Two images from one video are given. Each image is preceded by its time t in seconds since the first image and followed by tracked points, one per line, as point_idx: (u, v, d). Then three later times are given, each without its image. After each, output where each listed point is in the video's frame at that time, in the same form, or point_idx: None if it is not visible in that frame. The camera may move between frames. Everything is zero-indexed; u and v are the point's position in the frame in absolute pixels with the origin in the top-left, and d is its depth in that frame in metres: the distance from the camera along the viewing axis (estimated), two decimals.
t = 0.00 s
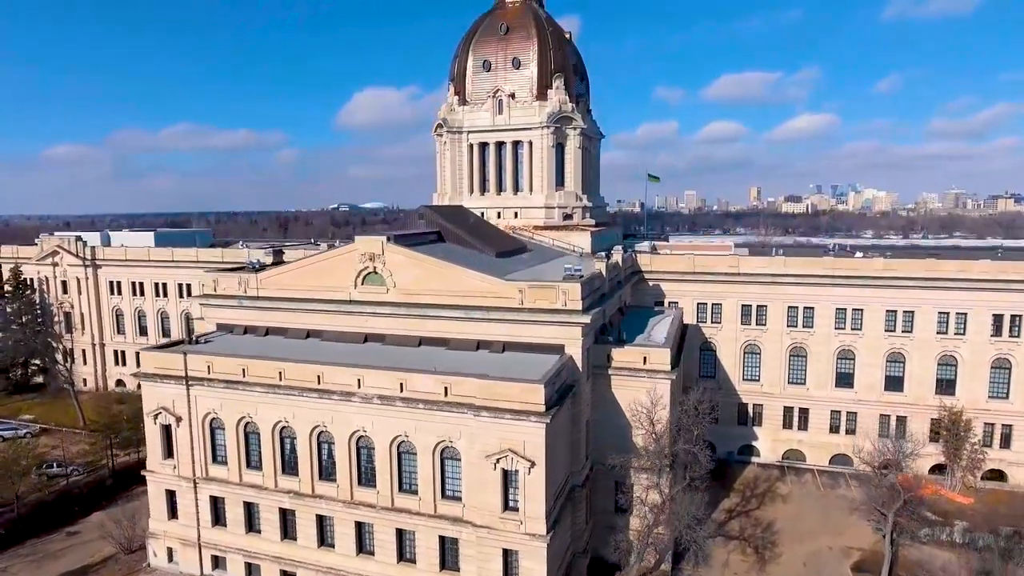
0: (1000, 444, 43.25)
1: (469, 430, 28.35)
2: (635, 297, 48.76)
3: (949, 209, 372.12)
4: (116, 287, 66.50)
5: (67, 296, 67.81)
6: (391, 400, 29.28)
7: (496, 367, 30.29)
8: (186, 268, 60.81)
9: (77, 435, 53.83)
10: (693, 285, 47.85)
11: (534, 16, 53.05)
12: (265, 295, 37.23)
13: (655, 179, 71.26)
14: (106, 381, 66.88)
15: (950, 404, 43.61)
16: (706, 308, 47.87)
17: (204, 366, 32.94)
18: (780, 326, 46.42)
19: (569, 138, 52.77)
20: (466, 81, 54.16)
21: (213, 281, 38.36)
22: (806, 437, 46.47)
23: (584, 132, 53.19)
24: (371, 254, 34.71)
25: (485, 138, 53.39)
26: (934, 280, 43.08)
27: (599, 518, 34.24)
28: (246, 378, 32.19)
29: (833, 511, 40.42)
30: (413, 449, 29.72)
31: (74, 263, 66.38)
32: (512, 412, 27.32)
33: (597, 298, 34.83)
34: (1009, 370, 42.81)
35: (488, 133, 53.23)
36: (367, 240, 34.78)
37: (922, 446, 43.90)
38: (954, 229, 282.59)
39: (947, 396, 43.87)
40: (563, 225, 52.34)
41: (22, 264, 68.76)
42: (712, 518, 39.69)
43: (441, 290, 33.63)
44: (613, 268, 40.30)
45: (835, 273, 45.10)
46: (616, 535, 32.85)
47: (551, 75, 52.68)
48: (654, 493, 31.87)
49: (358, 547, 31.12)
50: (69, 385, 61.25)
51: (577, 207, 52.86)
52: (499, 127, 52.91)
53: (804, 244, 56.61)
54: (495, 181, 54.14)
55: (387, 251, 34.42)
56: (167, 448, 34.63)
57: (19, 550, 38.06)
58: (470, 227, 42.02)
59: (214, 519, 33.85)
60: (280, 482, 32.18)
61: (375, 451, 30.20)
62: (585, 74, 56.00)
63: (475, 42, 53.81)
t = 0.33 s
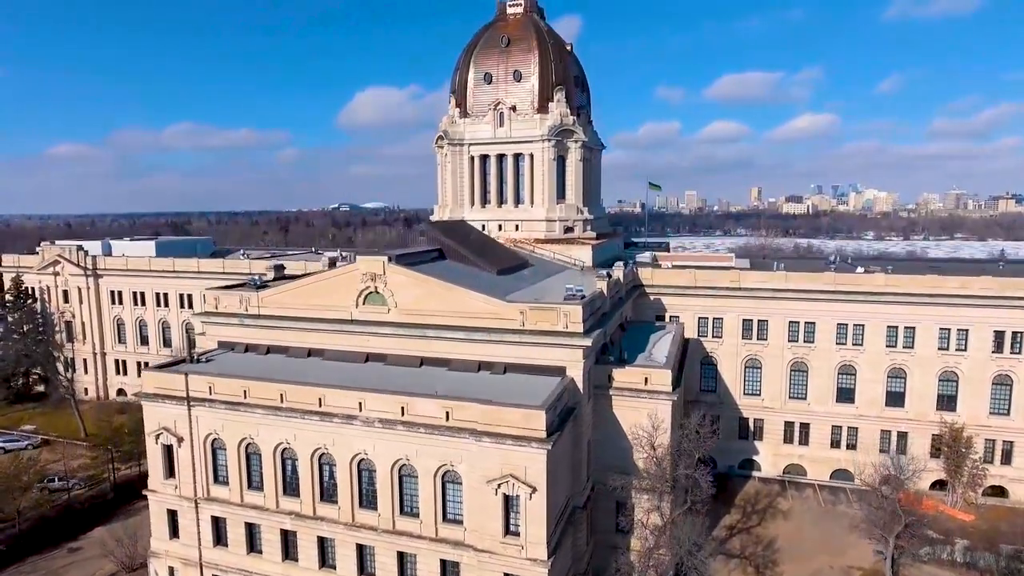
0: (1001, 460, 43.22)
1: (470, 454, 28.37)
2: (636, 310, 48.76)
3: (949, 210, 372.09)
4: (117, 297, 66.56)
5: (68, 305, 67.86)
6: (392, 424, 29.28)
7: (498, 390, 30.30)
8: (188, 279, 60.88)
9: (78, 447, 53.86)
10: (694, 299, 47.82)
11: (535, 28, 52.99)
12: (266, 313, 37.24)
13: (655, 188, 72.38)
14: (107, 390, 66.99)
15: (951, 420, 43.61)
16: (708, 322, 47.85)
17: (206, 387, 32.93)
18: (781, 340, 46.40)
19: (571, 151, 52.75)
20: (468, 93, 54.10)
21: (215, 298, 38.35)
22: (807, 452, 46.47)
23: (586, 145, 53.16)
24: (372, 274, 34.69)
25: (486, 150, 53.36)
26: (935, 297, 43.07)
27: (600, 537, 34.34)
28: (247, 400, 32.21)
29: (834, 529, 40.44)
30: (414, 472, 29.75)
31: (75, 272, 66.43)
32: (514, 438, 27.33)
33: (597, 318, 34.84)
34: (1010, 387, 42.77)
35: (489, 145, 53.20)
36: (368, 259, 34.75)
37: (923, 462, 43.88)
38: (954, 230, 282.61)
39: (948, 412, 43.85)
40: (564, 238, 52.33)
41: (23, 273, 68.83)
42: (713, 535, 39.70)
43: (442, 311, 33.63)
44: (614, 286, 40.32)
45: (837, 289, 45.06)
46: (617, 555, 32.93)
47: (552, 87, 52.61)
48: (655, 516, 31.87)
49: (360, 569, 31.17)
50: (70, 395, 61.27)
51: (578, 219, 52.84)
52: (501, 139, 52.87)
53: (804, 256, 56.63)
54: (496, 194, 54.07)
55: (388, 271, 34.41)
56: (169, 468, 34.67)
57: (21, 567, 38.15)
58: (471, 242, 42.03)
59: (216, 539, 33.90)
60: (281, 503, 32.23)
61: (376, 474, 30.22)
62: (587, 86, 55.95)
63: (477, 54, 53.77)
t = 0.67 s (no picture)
0: (1002, 477, 43.23)
1: (471, 481, 28.42)
2: (637, 326, 48.79)
3: (950, 211, 371.91)
4: (118, 307, 66.64)
5: (69, 316, 67.97)
6: (394, 451, 29.32)
7: (499, 416, 30.34)
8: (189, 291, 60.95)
9: (80, 460, 53.90)
10: (695, 315, 47.86)
11: (537, 43, 52.97)
12: (267, 334, 37.29)
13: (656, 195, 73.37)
14: (109, 401, 67.15)
15: (951, 438, 43.63)
16: (708, 338, 47.89)
17: (208, 411, 32.95)
18: (782, 357, 46.40)
19: (572, 165, 52.72)
20: (469, 107, 54.09)
21: (216, 318, 38.39)
22: (808, 469, 46.48)
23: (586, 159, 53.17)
24: (372, 296, 34.73)
25: (487, 164, 53.39)
26: (935, 315, 43.10)
27: (600, 558, 34.58)
28: (249, 424, 32.23)
29: (835, 547, 40.46)
30: (415, 498, 29.82)
31: (76, 283, 66.51)
32: (515, 467, 27.35)
33: (598, 340, 34.84)
34: (1011, 405, 42.77)
35: (490, 160, 53.22)
36: (370, 282, 34.76)
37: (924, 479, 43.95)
38: (954, 232, 282.93)
39: (949, 430, 43.88)
40: (565, 253, 52.34)
41: (24, 283, 68.93)
42: (714, 555, 39.76)
43: (443, 334, 33.67)
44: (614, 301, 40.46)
45: (838, 306, 45.05)
46: None
47: (553, 101, 52.56)
48: (656, 542, 31.92)
49: None
50: (71, 407, 61.32)
51: (579, 234, 52.88)
52: (502, 154, 52.88)
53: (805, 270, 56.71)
54: (496, 208, 54.02)
55: (389, 294, 34.45)
56: (171, 489, 34.77)
57: None
58: (472, 261, 42.07)
59: (217, 561, 33.98)
60: (282, 526, 32.29)
61: (378, 499, 30.28)
62: (587, 99, 55.89)
63: (478, 68, 53.75)
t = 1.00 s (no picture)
0: (1003, 493, 43.23)
1: (473, 505, 28.45)
2: (639, 340, 48.77)
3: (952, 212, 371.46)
4: (120, 317, 66.69)
5: (71, 325, 68.05)
6: (395, 474, 29.34)
7: (501, 440, 30.32)
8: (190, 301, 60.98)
9: (83, 472, 53.97)
10: (697, 329, 47.88)
11: (539, 55, 52.92)
12: (269, 352, 37.29)
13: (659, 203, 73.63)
14: (110, 410, 67.29)
15: (953, 454, 43.65)
16: (710, 352, 47.91)
17: (210, 431, 32.98)
18: (784, 371, 46.40)
19: (573, 178, 52.70)
20: (470, 119, 54.10)
21: (217, 335, 38.36)
22: (810, 483, 46.47)
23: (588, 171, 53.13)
24: (375, 316, 34.73)
25: (489, 176, 53.38)
26: (937, 331, 43.09)
27: None
28: (251, 444, 32.21)
29: (836, 564, 40.47)
30: (416, 521, 29.86)
31: (78, 292, 66.59)
32: (516, 492, 27.36)
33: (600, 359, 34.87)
34: (1013, 421, 42.76)
35: (492, 172, 53.23)
36: (372, 301, 34.76)
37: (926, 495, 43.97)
38: (955, 233, 282.87)
39: (950, 445, 43.88)
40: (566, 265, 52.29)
41: (26, 292, 69.04)
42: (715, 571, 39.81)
43: (445, 354, 33.68)
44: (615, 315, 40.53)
45: (840, 321, 45.02)
46: None
47: (555, 114, 52.50)
48: (657, 564, 31.90)
49: None
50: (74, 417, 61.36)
51: (581, 247, 52.84)
52: (503, 166, 52.86)
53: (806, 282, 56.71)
54: (498, 220, 54.01)
55: (391, 313, 34.46)
56: (173, 508, 34.86)
57: None
58: (472, 276, 42.09)
59: None
60: (285, 547, 32.34)
61: (380, 521, 30.32)
62: (589, 110, 55.86)
63: (480, 80, 53.73)
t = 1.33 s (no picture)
0: (1005, 510, 43.24)
1: (474, 531, 28.49)
2: (641, 356, 48.77)
3: (954, 213, 371.06)
4: (121, 327, 66.73)
5: (73, 334, 68.14)
6: (398, 499, 29.37)
7: (503, 465, 30.35)
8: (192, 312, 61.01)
9: (85, 485, 54.03)
10: (698, 344, 47.88)
11: (541, 68, 52.85)
12: (271, 371, 37.31)
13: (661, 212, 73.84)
14: (112, 419, 67.40)
15: (954, 470, 43.64)
16: (712, 367, 47.93)
17: (212, 453, 33.00)
18: (785, 387, 46.42)
19: (574, 191, 52.68)
20: (471, 132, 54.07)
21: (219, 354, 38.40)
22: (811, 499, 46.47)
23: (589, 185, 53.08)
24: (377, 337, 34.71)
25: (491, 189, 53.39)
26: (939, 348, 43.06)
27: None
28: (252, 467, 32.22)
29: None
30: (418, 545, 29.91)
31: (80, 302, 66.69)
32: (518, 519, 27.39)
33: (602, 380, 34.90)
34: (1014, 438, 42.74)
35: (494, 185, 53.22)
36: (374, 322, 34.73)
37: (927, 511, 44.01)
38: (956, 235, 282.75)
39: (952, 462, 43.88)
40: (568, 279, 52.24)
41: (29, 302, 69.14)
42: None
43: (446, 376, 33.68)
44: (619, 336, 40.65)
45: (842, 337, 44.97)
46: None
47: (556, 127, 52.47)
48: None
49: None
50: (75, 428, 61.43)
51: (582, 260, 52.82)
52: (505, 179, 52.86)
53: (807, 295, 56.73)
54: (499, 233, 53.99)
55: (393, 335, 34.44)
56: (175, 528, 34.94)
57: None
58: (474, 294, 42.09)
59: None
60: (286, 568, 32.40)
61: (381, 545, 30.37)
62: (590, 123, 55.78)
63: (482, 93, 53.69)
